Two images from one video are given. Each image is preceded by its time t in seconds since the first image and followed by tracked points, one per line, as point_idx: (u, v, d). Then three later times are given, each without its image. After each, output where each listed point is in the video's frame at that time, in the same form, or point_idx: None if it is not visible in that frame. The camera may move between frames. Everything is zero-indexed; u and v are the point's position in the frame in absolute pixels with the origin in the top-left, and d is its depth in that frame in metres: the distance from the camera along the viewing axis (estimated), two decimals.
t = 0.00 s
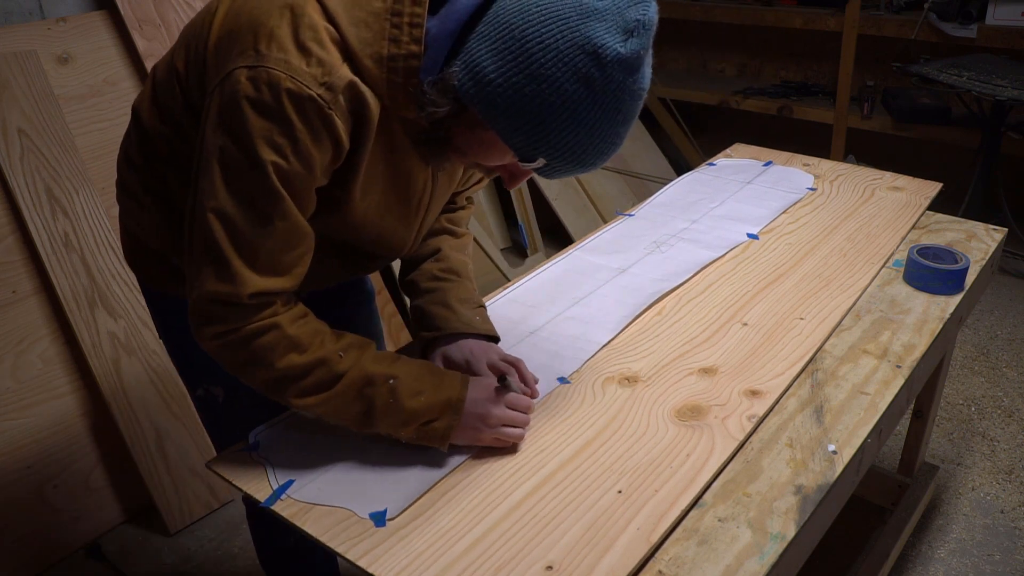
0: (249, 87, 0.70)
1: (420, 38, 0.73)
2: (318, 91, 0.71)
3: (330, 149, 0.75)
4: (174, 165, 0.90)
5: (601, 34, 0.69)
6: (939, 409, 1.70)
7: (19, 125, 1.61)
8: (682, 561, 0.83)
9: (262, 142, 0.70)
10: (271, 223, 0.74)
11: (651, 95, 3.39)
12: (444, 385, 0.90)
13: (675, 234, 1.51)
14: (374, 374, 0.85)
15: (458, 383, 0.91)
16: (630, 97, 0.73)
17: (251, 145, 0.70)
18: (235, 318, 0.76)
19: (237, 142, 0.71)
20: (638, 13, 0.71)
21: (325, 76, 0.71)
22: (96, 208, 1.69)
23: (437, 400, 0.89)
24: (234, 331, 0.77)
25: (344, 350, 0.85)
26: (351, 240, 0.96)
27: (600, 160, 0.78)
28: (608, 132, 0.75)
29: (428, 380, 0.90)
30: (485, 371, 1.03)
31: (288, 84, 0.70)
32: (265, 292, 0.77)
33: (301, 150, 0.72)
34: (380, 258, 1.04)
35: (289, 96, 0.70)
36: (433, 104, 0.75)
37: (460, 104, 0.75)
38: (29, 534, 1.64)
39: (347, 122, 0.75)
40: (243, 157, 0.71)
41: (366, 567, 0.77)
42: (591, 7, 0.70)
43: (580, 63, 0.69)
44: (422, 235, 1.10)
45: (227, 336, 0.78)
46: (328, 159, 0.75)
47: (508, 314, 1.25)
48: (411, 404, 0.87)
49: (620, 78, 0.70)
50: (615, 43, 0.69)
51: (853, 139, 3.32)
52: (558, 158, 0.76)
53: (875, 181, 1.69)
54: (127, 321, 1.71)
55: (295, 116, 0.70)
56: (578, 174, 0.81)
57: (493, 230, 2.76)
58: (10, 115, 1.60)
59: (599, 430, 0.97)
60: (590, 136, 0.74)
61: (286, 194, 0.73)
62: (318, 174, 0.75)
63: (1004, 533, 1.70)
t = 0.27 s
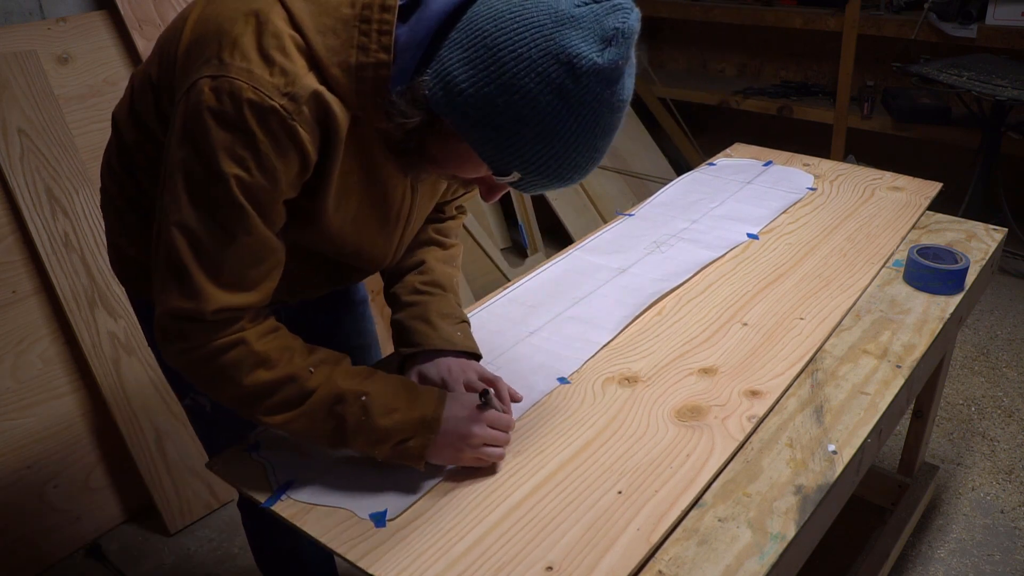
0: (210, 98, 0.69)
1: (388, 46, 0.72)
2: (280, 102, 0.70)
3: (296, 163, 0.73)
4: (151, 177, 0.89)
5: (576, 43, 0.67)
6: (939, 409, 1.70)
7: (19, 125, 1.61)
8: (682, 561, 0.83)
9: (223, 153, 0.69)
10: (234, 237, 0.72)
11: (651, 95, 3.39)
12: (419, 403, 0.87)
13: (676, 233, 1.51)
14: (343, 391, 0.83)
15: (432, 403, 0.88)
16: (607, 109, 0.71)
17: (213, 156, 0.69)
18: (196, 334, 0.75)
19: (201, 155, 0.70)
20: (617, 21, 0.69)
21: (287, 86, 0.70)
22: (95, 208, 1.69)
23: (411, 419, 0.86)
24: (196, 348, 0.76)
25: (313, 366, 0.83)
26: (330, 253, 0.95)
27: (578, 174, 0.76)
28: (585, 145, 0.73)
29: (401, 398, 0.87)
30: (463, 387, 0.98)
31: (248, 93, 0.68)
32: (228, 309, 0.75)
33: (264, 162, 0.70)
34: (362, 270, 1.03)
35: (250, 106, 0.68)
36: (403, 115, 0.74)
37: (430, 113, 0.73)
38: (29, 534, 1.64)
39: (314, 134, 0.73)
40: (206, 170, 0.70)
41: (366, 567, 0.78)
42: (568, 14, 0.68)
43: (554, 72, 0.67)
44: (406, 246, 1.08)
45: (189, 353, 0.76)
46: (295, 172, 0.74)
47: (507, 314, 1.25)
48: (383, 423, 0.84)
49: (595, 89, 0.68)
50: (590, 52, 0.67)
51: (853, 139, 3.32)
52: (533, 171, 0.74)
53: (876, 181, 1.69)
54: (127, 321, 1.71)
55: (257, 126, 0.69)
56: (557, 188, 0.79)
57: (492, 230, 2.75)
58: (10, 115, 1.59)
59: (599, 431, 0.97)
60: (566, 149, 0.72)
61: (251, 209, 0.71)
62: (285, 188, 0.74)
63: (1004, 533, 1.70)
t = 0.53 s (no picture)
0: (168, 108, 0.68)
1: (353, 56, 0.71)
2: (238, 112, 0.69)
3: (257, 175, 0.72)
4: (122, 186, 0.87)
5: (543, 56, 0.65)
6: (939, 409, 1.70)
7: (19, 125, 1.60)
8: (682, 561, 0.83)
9: (181, 165, 0.68)
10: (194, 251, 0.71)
11: (651, 95, 3.39)
12: (382, 429, 0.84)
13: (675, 233, 1.51)
14: (301, 414, 0.80)
15: (397, 431, 0.84)
16: (577, 126, 0.67)
17: (172, 168, 0.68)
18: (157, 349, 0.73)
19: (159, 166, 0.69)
20: (588, 33, 0.66)
21: (245, 96, 0.69)
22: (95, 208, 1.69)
23: (372, 445, 0.82)
24: (154, 361, 0.74)
25: (273, 386, 0.81)
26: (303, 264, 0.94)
27: (553, 192, 0.73)
28: (556, 163, 0.69)
29: (362, 422, 0.84)
30: (443, 407, 0.96)
31: (205, 104, 0.68)
32: (187, 324, 0.73)
33: (224, 174, 0.69)
34: (337, 283, 1.01)
35: (207, 116, 0.68)
36: (367, 128, 0.71)
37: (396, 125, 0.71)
38: (29, 534, 1.64)
39: (276, 145, 0.72)
40: (165, 181, 0.69)
41: (365, 567, 0.78)
42: (536, 26, 0.65)
43: (519, 87, 0.65)
44: (385, 258, 1.07)
45: (146, 369, 0.75)
46: (257, 185, 0.73)
47: (507, 314, 1.25)
48: (341, 449, 0.80)
49: (564, 104, 0.65)
50: (558, 66, 0.64)
51: (853, 139, 3.32)
52: (504, 190, 0.71)
53: (876, 181, 1.69)
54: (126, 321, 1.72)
55: (214, 137, 0.68)
56: (530, 206, 0.76)
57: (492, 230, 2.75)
58: (10, 114, 1.59)
59: (599, 431, 0.96)
60: (535, 166, 0.69)
61: (210, 221, 0.70)
62: (247, 201, 0.73)
63: (1004, 533, 1.70)
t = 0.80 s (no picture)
0: (124, 121, 0.68)
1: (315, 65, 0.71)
2: (194, 124, 0.68)
3: (217, 189, 0.71)
4: (82, 194, 0.85)
5: (508, 66, 0.63)
6: (939, 409, 1.70)
7: (19, 125, 1.60)
8: (682, 561, 0.83)
9: (138, 178, 0.68)
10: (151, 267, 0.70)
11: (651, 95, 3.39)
12: (345, 455, 0.81)
13: (676, 233, 1.51)
14: (261, 438, 0.78)
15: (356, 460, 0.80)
16: (544, 139, 0.65)
17: (129, 181, 0.68)
18: (115, 366, 0.73)
19: (117, 181, 0.68)
20: (555, 43, 0.64)
21: (202, 108, 0.68)
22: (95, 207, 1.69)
23: (334, 473, 0.79)
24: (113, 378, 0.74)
25: (234, 408, 0.79)
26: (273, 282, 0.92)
27: (522, 206, 0.71)
28: (522, 177, 0.68)
29: (325, 448, 0.81)
30: (418, 427, 0.92)
31: (160, 116, 0.67)
32: (145, 339, 0.72)
33: (181, 187, 0.69)
34: (311, 300, 1.00)
35: (164, 128, 0.67)
36: (328, 141, 0.71)
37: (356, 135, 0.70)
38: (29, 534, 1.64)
39: (235, 159, 0.71)
40: (122, 195, 0.68)
41: (365, 567, 0.78)
42: (502, 34, 0.63)
43: (481, 99, 0.63)
44: (362, 272, 1.05)
45: (104, 389, 0.74)
46: (217, 198, 0.72)
47: (506, 314, 1.25)
48: (300, 476, 0.78)
49: (528, 116, 0.63)
50: (522, 77, 0.63)
51: (853, 139, 3.32)
52: (470, 205, 0.69)
53: (876, 181, 1.69)
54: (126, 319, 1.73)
55: (171, 149, 0.68)
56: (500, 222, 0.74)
57: (492, 230, 2.75)
58: (10, 115, 1.58)
59: (598, 432, 0.96)
60: (501, 180, 0.67)
61: (169, 237, 0.69)
62: (207, 217, 0.72)
63: (1004, 533, 1.70)
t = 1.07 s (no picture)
0: (109, 115, 0.67)
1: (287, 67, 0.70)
2: (177, 115, 0.67)
3: (201, 181, 0.71)
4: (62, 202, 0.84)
5: (480, 60, 0.61)
6: (939, 409, 1.70)
7: (19, 125, 1.59)
8: (682, 561, 0.83)
9: (118, 167, 0.67)
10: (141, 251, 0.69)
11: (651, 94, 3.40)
12: (330, 466, 0.80)
13: (675, 233, 1.51)
14: (246, 444, 0.78)
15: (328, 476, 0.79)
16: (517, 139, 0.64)
17: (108, 170, 0.67)
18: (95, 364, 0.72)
19: (102, 169, 0.67)
20: (530, 39, 0.62)
21: (185, 99, 0.68)
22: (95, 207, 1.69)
23: (317, 483, 0.79)
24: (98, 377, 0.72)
25: (221, 412, 0.79)
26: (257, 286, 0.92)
27: (494, 208, 0.69)
28: (494, 176, 0.66)
29: (310, 458, 0.81)
30: (401, 438, 0.90)
31: (143, 106, 0.66)
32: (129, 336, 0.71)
33: (163, 178, 0.68)
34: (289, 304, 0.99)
35: (145, 119, 0.66)
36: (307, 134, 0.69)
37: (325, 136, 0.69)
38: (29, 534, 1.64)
39: (215, 156, 0.71)
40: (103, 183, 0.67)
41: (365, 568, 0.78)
42: (475, 28, 0.62)
43: (452, 92, 0.61)
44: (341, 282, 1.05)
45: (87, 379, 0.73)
46: (201, 194, 0.71)
47: (506, 314, 1.25)
48: (284, 484, 0.78)
49: (499, 114, 0.62)
50: (493, 71, 0.61)
51: (853, 139, 3.32)
52: (438, 204, 0.67)
53: (876, 181, 1.69)
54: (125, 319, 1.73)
55: (152, 139, 0.67)
56: (472, 225, 0.72)
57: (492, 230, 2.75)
58: (10, 115, 1.58)
59: (598, 432, 0.96)
60: (472, 181, 0.65)
61: (153, 227, 0.68)
62: (192, 209, 0.71)
63: (1004, 533, 1.70)
